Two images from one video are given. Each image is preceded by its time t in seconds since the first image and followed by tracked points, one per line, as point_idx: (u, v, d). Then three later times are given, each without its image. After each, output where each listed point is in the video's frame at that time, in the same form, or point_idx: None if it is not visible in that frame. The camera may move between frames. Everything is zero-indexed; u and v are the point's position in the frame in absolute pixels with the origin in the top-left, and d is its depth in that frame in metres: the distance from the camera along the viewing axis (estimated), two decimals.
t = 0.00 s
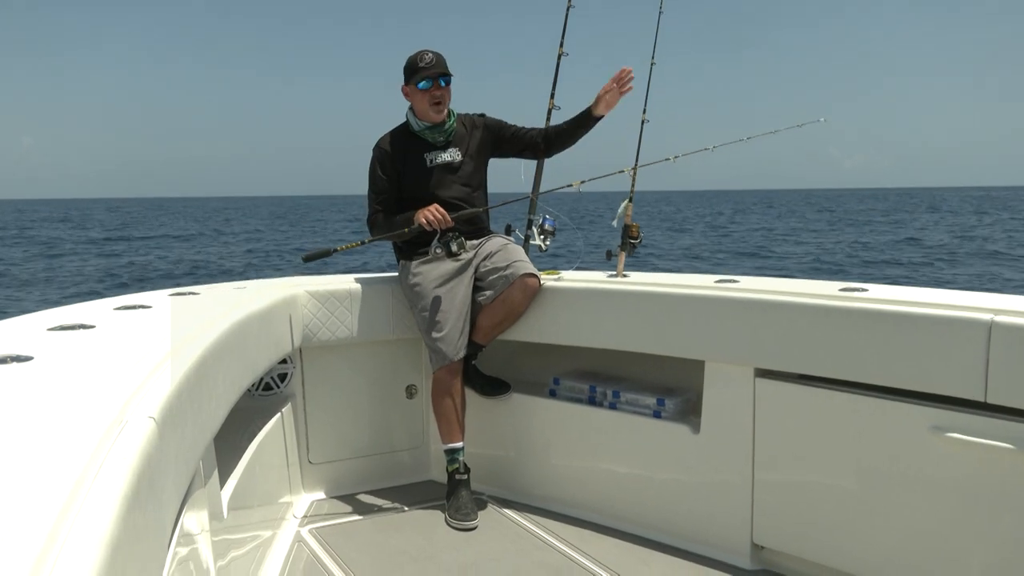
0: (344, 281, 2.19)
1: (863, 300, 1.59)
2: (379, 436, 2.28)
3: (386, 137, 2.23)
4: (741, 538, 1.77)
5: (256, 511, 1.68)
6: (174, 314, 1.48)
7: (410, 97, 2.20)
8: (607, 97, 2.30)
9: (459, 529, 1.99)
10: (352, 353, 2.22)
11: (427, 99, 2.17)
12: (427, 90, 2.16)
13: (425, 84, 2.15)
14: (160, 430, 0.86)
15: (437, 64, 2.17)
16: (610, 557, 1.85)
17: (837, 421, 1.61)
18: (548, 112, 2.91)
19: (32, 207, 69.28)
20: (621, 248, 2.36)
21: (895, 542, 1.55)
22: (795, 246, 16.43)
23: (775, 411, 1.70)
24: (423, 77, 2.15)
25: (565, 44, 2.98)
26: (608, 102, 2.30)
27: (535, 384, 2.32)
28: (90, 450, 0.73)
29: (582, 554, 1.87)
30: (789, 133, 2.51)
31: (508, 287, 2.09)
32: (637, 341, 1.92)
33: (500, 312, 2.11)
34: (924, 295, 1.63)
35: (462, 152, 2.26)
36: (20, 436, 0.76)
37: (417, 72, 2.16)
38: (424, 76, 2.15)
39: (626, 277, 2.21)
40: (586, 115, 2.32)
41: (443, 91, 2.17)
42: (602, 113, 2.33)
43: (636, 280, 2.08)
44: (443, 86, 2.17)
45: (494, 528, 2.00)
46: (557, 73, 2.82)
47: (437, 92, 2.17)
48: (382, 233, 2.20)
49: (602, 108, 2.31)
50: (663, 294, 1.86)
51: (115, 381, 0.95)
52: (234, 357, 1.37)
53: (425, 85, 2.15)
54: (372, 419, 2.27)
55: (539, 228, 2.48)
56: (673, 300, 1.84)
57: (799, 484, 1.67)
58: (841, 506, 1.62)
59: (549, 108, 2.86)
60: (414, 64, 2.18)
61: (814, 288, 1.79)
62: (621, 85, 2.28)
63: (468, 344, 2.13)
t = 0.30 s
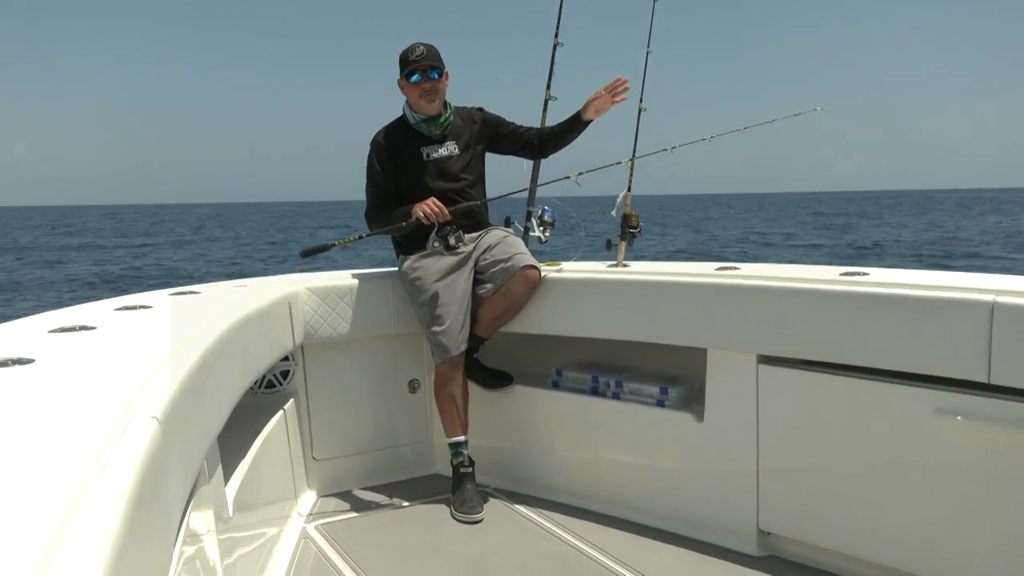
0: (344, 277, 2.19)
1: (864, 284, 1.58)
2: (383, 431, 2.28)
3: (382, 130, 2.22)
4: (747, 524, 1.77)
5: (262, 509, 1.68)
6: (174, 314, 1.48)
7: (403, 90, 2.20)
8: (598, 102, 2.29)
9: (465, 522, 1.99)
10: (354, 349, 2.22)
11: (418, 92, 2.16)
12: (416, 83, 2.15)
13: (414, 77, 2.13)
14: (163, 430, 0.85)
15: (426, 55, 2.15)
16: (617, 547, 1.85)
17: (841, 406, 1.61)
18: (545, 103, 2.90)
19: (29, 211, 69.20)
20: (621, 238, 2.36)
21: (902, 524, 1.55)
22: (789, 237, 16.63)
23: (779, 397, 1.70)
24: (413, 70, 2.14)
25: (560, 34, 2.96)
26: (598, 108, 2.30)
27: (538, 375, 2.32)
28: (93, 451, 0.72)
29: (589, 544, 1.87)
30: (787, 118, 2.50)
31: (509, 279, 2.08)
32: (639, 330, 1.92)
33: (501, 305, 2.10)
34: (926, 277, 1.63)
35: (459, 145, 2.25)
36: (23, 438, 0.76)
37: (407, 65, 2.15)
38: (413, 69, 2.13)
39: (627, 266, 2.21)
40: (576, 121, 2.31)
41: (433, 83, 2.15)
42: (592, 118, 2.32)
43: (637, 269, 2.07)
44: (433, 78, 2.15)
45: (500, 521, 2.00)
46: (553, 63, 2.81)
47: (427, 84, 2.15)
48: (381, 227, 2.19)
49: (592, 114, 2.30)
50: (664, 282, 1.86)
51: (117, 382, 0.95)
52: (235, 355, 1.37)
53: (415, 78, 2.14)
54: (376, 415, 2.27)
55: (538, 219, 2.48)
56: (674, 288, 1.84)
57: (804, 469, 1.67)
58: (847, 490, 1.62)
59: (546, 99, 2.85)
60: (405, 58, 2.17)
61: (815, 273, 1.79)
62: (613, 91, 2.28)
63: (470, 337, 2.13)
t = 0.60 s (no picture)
0: (342, 276, 2.19)
1: (862, 271, 1.59)
2: (385, 428, 2.28)
3: (378, 125, 2.23)
4: (749, 513, 1.78)
5: (265, 508, 1.68)
6: (175, 315, 1.47)
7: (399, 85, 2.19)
8: (588, 109, 2.29)
9: (469, 518, 2.00)
10: (354, 347, 2.22)
11: (413, 87, 2.16)
12: (411, 78, 2.14)
13: (409, 71, 2.14)
14: (167, 431, 0.85)
15: (422, 50, 2.15)
16: (621, 539, 1.86)
17: (841, 393, 1.61)
18: (540, 96, 2.90)
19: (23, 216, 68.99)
20: (619, 231, 2.36)
21: (903, 509, 1.56)
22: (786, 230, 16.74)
23: (780, 386, 1.70)
24: (408, 65, 2.14)
25: (554, 28, 2.96)
26: (588, 114, 2.30)
27: (538, 369, 2.33)
28: (99, 453, 0.72)
29: (593, 537, 1.87)
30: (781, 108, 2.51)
31: (507, 274, 2.08)
32: (638, 322, 1.92)
33: (499, 301, 2.11)
34: (924, 264, 1.63)
35: (455, 141, 2.25)
36: (28, 442, 0.76)
37: (403, 60, 2.15)
38: (408, 63, 2.14)
39: (625, 259, 2.21)
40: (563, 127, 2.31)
41: (427, 78, 2.15)
42: (581, 124, 2.32)
43: (635, 262, 2.07)
44: (429, 73, 2.15)
45: (504, 515, 2.01)
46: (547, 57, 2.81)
47: (422, 79, 2.15)
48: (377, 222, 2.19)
49: (582, 120, 2.30)
50: (663, 274, 1.86)
51: (120, 384, 0.95)
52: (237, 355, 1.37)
53: (410, 73, 2.14)
54: (377, 412, 2.27)
55: (535, 213, 2.48)
56: (673, 280, 1.84)
57: (805, 458, 1.68)
58: (848, 477, 1.62)
59: (541, 93, 2.85)
60: (401, 52, 2.17)
61: (813, 261, 1.79)
62: (602, 104, 2.28)
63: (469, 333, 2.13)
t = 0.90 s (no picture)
0: (342, 272, 2.19)
1: (864, 269, 1.58)
2: (385, 425, 2.28)
3: (381, 119, 2.22)
4: (750, 510, 1.78)
5: (267, 505, 1.68)
6: (175, 312, 1.47)
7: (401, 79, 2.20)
8: (585, 114, 2.29)
9: (470, 514, 2.00)
10: (354, 344, 2.22)
11: (414, 81, 2.16)
12: (414, 72, 2.15)
13: (412, 66, 2.14)
14: (170, 427, 0.85)
15: (426, 45, 2.15)
16: (622, 536, 1.85)
17: (843, 390, 1.61)
18: (540, 93, 2.90)
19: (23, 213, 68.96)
20: (620, 228, 2.36)
21: (903, 506, 1.56)
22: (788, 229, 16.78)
23: (780, 383, 1.70)
24: (410, 59, 2.14)
25: (554, 25, 2.96)
26: (585, 118, 2.29)
27: (538, 366, 2.33)
28: (101, 449, 0.72)
29: (594, 534, 1.87)
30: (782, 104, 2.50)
31: (507, 271, 2.08)
32: (638, 318, 1.92)
33: (499, 298, 2.11)
34: (925, 261, 1.63)
35: (455, 137, 2.25)
36: (30, 438, 0.76)
37: (406, 54, 2.15)
38: (411, 58, 2.13)
39: (625, 256, 2.21)
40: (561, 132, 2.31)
41: (430, 73, 2.15)
42: (578, 128, 2.32)
43: (636, 258, 2.07)
44: (431, 68, 2.15)
45: (505, 512, 2.01)
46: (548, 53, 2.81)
47: (424, 74, 2.15)
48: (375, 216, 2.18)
49: (579, 124, 2.30)
50: (664, 271, 1.86)
51: (122, 380, 0.95)
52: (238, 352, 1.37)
53: (413, 67, 2.14)
54: (377, 409, 2.27)
55: (535, 210, 2.48)
56: (674, 277, 1.84)
57: (806, 455, 1.68)
58: (849, 474, 1.62)
59: (542, 90, 2.85)
60: (404, 47, 2.16)
61: (814, 258, 1.79)
62: (601, 109, 2.28)
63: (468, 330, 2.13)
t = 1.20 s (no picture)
0: (345, 267, 2.19)
1: (867, 273, 1.58)
2: (385, 420, 2.28)
3: (387, 114, 2.21)
4: (749, 513, 1.78)
5: (265, 497, 1.69)
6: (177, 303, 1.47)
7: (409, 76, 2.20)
8: (586, 119, 2.28)
9: (468, 511, 2.00)
10: (355, 339, 2.22)
11: (422, 80, 2.17)
12: (421, 71, 2.15)
13: (420, 64, 2.14)
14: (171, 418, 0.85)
15: (433, 44, 2.14)
16: (620, 536, 1.85)
17: (843, 394, 1.61)
18: (546, 91, 2.90)
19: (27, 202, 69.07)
20: (623, 227, 2.35)
21: (902, 511, 1.56)
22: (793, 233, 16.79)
23: (781, 386, 1.70)
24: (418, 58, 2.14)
25: (562, 24, 2.96)
26: (586, 124, 2.29)
27: (539, 364, 2.33)
28: (101, 439, 0.72)
29: (592, 533, 1.87)
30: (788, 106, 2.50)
31: (510, 268, 2.07)
32: (640, 318, 1.92)
33: (501, 294, 2.10)
34: (929, 266, 1.62)
35: (461, 134, 2.26)
36: (30, 426, 0.76)
37: (414, 52, 2.14)
38: (419, 56, 2.13)
39: (628, 255, 2.21)
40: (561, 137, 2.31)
41: (437, 72, 2.15)
42: (579, 132, 2.32)
43: (639, 258, 2.07)
44: (439, 67, 2.15)
45: (503, 510, 2.01)
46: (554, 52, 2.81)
47: (432, 73, 2.16)
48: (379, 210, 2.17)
49: (580, 129, 2.30)
50: (667, 271, 1.86)
51: (123, 369, 0.95)
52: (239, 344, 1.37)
53: (421, 66, 2.14)
54: (377, 404, 2.27)
55: (539, 208, 2.48)
56: (677, 278, 1.83)
57: (806, 458, 1.68)
58: (849, 479, 1.62)
59: (547, 88, 2.85)
60: (412, 44, 2.16)
61: (818, 262, 1.79)
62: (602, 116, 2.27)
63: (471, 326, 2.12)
